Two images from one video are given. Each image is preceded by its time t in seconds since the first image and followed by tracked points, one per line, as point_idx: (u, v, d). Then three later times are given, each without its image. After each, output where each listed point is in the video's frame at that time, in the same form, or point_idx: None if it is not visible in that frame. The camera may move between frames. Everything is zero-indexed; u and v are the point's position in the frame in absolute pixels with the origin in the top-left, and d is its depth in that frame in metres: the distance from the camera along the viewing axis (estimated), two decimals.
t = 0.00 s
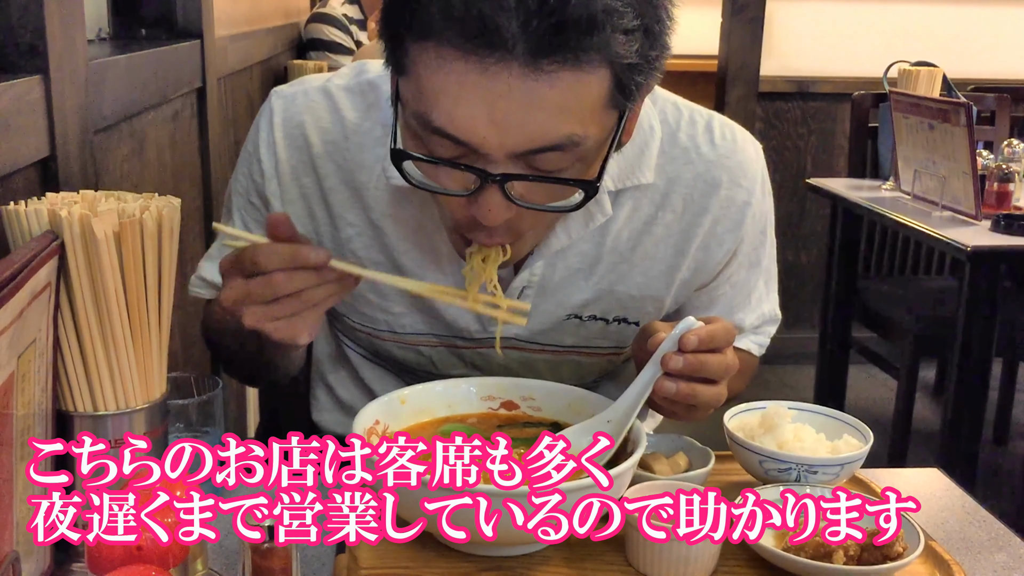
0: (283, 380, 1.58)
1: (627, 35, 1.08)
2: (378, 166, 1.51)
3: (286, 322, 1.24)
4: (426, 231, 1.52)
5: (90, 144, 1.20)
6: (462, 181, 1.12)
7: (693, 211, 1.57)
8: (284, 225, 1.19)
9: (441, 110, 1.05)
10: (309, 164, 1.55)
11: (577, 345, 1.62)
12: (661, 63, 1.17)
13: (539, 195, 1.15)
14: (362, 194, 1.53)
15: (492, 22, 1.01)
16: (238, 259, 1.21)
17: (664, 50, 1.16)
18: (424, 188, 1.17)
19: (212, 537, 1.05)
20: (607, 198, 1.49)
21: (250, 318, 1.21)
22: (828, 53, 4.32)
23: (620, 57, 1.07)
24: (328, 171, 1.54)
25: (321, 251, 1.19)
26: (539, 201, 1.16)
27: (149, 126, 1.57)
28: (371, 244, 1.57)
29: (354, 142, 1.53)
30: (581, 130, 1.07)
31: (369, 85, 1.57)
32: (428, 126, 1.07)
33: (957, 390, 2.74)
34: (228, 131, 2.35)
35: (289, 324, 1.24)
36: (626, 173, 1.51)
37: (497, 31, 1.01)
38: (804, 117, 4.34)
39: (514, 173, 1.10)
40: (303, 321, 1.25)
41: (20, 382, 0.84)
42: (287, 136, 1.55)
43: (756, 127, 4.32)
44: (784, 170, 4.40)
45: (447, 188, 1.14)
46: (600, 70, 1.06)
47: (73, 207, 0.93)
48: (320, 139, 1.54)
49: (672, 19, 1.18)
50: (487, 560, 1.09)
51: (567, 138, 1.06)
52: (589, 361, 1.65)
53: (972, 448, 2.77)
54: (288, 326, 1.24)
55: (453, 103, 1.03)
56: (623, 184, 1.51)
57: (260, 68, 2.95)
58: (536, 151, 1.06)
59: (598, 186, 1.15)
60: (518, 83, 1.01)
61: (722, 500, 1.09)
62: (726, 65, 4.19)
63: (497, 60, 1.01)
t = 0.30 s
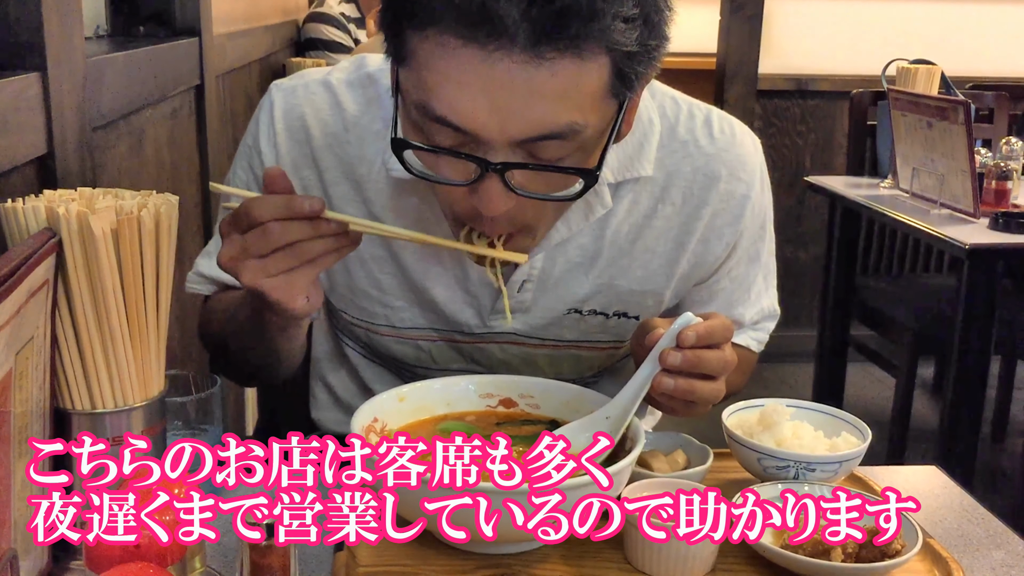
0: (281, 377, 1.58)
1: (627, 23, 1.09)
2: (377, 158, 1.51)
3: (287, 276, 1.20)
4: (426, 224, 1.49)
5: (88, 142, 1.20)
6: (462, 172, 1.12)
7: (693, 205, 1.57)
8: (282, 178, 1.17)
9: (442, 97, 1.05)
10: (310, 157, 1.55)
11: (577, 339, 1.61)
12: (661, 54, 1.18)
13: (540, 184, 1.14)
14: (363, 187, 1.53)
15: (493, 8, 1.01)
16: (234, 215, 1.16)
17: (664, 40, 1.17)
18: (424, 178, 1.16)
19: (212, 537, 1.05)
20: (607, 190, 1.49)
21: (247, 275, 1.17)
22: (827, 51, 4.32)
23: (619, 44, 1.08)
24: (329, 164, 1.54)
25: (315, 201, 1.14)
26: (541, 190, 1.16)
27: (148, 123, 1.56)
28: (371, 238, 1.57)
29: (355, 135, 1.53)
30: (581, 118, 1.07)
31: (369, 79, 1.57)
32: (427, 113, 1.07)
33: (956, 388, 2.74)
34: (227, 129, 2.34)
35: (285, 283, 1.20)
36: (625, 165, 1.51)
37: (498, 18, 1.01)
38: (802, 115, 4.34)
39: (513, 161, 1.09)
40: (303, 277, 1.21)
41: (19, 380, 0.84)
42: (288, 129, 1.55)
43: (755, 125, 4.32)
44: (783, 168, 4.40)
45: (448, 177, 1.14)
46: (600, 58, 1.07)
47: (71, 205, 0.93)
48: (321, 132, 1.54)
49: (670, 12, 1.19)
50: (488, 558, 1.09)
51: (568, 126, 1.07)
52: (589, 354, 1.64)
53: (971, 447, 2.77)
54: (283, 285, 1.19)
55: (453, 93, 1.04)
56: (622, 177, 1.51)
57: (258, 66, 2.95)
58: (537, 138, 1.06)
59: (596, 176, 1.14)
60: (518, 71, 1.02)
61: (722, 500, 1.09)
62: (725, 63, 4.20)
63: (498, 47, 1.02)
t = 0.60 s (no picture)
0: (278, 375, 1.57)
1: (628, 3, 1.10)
2: (376, 153, 1.51)
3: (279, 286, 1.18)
4: (425, 219, 1.51)
5: (84, 139, 1.20)
6: (462, 153, 1.13)
7: (690, 201, 1.57)
8: (278, 185, 1.18)
9: (445, 83, 1.05)
10: (308, 151, 1.55)
11: (575, 336, 1.61)
12: (662, 36, 1.19)
13: (541, 166, 1.14)
14: (361, 182, 1.53)
15: None
16: (229, 220, 1.16)
17: (664, 25, 1.18)
18: (423, 160, 1.17)
19: (212, 537, 1.06)
20: (606, 185, 1.49)
21: (239, 281, 1.15)
22: (825, 48, 4.32)
23: (620, 23, 1.09)
24: (327, 158, 1.54)
25: (310, 210, 1.15)
26: (543, 173, 1.16)
27: (144, 120, 1.56)
28: (369, 232, 1.57)
29: (354, 130, 1.53)
30: (581, 99, 1.08)
31: (368, 74, 1.56)
32: (429, 90, 1.07)
33: (954, 385, 2.74)
34: (224, 127, 2.34)
35: (277, 291, 1.17)
36: (623, 161, 1.51)
37: None
38: (800, 112, 4.34)
39: (513, 141, 1.10)
40: (295, 287, 1.19)
41: (13, 377, 0.84)
42: (286, 123, 1.55)
43: (753, 123, 4.32)
44: (781, 166, 4.40)
45: (448, 160, 1.15)
46: (601, 37, 1.07)
47: (67, 202, 0.93)
48: (319, 127, 1.54)
49: None
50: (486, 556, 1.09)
51: (568, 106, 1.07)
52: (586, 352, 1.65)
53: (968, 444, 2.77)
54: (275, 294, 1.17)
55: (455, 77, 1.04)
56: (621, 172, 1.51)
57: (256, 63, 2.94)
58: (538, 118, 1.07)
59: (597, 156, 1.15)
60: (519, 47, 1.02)
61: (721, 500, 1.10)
62: (723, 60, 4.21)
63: (499, 23, 1.02)
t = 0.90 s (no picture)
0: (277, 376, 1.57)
1: None
2: (375, 150, 1.52)
3: (279, 256, 1.18)
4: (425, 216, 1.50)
5: (82, 139, 1.20)
6: (461, 142, 1.11)
7: (690, 198, 1.57)
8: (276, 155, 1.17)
9: (446, 76, 1.06)
10: (307, 148, 1.56)
11: (574, 334, 1.61)
12: (661, 27, 1.20)
13: (541, 156, 1.13)
14: (360, 178, 1.53)
15: None
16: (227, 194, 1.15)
17: (660, 16, 1.19)
18: (421, 150, 1.16)
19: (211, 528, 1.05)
20: (605, 182, 1.49)
21: (241, 255, 1.16)
22: (824, 47, 4.32)
23: (618, 10, 1.09)
24: (326, 155, 1.55)
25: (309, 176, 1.13)
26: (543, 163, 1.15)
27: (142, 120, 1.56)
28: (368, 229, 1.56)
29: (353, 128, 1.53)
30: (580, 86, 1.08)
31: (368, 72, 1.57)
32: (426, 80, 1.08)
33: (953, 384, 2.74)
34: (222, 127, 2.34)
35: (276, 263, 1.18)
36: (623, 157, 1.51)
37: None
38: (799, 111, 4.34)
39: (513, 128, 1.09)
40: (296, 259, 1.19)
41: (11, 378, 0.84)
42: (286, 121, 1.55)
43: (752, 121, 4.32)
44: (780, 164, 4.40)
45: (448, 150, 1.13)
46: (599, 25, 1.07)
47: (65, 202, 0.93)
48: (318, 124, 1.55)
49: None
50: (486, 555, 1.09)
51: (567, 94, 1.07)
52: (586, 350, 1.64)
53: (967, 443, 2.77)
54: (274, 266, 1.18)
55: (455, 67, 1.05)
56: (620, 169, 1.51)
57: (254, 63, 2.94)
58: (537, 105, 1.07)
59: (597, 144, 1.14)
60: (518, 34, 1.03)
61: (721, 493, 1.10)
62: (722, 59, 4.21)
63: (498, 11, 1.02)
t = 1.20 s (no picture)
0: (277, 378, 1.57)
1: None
2: (375, 150, 1.52)
3: (279, 267, 1.18)
4: (424, 216, 1.50)
5: (82, 142, 1.20)
6: (461, 141, 1.12)
7: (689, 198, 1.57)
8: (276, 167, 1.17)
9: (445, 76, 1.06)
10: (307, 149, 1.56)
11: (574, 334, 1.60)
12: (661, 25, 1.20)
13: (540, 155, 1.14)
14: (359, 178, 1.53)
15: None
16: (227, 204, 1.15)
17: (661, 15, 1.19)
18: (421, 149, 1.16)
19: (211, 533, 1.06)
20: (604, 182, 1.49)
21: (240, 265, 1.15)
22: (823, 47, 4.32)
23: (618, 10, 1.09)
24: (326, 156, 1.55)
25: (309, 190, 1.13)
26: (542, 162, 1.15)
27: (142, 122, 1.56)
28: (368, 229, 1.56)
29: (352, 128, 1.53)
30: (580, 85, 1.08)
31: (368, 74, 1.58)
32: (427, 79, 1.08)
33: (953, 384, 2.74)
34: (222, 128, 2.34)
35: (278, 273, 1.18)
36: (622, 157, 1.52)
37: None
38: (799, 111, 4.34)
39: (512, 128, 1.09)
40: (295, 270, 1.19)
41: (11, 382, 0.84)
42: (285, 121, 1.55)
43: (751, 121, 4.32)
44: (780, 165, 4.40)
45: (447, 148, 1.14)
46: (599, 24, 1.07)
47: (65, 205, 0.93)
48: (318, 124, 1.55)
49: None
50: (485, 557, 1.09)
51: (567, 93, 1.07)
52: (585, 349, 1.63)
53: (967, 443, 2.77)
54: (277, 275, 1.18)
55: (455, 66, 1.05)
56: (620, 168, 1.51)
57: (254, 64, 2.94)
58: (537, 105, 1.07)
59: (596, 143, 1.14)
60: (518, 33, 1.03)
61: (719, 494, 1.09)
62: (722, 59, 4.21)
63: (498, 10, 1.03)
